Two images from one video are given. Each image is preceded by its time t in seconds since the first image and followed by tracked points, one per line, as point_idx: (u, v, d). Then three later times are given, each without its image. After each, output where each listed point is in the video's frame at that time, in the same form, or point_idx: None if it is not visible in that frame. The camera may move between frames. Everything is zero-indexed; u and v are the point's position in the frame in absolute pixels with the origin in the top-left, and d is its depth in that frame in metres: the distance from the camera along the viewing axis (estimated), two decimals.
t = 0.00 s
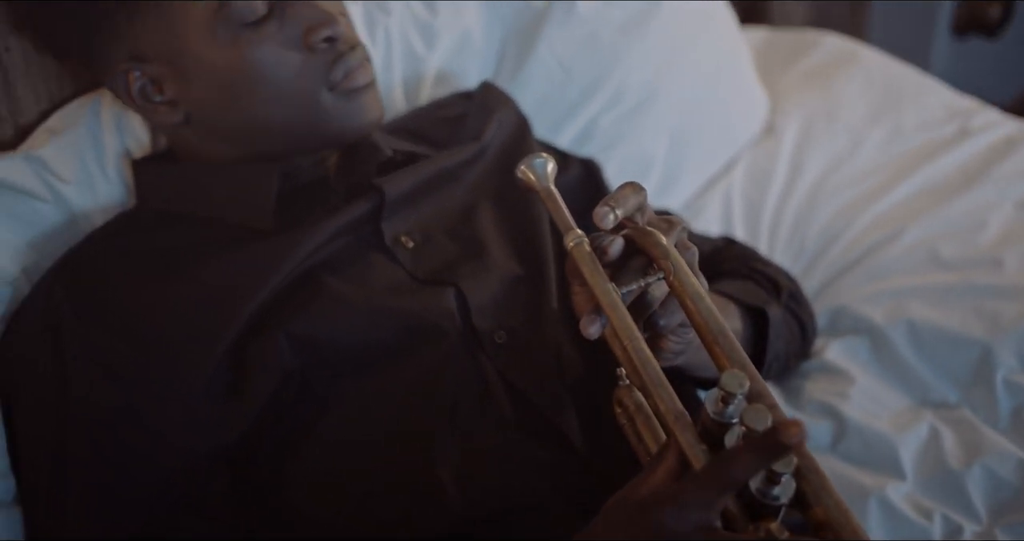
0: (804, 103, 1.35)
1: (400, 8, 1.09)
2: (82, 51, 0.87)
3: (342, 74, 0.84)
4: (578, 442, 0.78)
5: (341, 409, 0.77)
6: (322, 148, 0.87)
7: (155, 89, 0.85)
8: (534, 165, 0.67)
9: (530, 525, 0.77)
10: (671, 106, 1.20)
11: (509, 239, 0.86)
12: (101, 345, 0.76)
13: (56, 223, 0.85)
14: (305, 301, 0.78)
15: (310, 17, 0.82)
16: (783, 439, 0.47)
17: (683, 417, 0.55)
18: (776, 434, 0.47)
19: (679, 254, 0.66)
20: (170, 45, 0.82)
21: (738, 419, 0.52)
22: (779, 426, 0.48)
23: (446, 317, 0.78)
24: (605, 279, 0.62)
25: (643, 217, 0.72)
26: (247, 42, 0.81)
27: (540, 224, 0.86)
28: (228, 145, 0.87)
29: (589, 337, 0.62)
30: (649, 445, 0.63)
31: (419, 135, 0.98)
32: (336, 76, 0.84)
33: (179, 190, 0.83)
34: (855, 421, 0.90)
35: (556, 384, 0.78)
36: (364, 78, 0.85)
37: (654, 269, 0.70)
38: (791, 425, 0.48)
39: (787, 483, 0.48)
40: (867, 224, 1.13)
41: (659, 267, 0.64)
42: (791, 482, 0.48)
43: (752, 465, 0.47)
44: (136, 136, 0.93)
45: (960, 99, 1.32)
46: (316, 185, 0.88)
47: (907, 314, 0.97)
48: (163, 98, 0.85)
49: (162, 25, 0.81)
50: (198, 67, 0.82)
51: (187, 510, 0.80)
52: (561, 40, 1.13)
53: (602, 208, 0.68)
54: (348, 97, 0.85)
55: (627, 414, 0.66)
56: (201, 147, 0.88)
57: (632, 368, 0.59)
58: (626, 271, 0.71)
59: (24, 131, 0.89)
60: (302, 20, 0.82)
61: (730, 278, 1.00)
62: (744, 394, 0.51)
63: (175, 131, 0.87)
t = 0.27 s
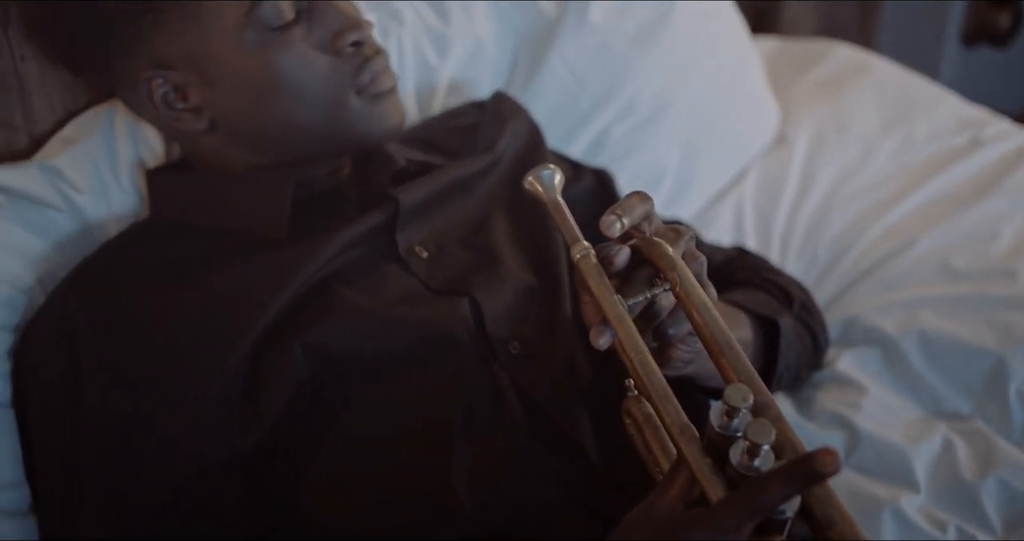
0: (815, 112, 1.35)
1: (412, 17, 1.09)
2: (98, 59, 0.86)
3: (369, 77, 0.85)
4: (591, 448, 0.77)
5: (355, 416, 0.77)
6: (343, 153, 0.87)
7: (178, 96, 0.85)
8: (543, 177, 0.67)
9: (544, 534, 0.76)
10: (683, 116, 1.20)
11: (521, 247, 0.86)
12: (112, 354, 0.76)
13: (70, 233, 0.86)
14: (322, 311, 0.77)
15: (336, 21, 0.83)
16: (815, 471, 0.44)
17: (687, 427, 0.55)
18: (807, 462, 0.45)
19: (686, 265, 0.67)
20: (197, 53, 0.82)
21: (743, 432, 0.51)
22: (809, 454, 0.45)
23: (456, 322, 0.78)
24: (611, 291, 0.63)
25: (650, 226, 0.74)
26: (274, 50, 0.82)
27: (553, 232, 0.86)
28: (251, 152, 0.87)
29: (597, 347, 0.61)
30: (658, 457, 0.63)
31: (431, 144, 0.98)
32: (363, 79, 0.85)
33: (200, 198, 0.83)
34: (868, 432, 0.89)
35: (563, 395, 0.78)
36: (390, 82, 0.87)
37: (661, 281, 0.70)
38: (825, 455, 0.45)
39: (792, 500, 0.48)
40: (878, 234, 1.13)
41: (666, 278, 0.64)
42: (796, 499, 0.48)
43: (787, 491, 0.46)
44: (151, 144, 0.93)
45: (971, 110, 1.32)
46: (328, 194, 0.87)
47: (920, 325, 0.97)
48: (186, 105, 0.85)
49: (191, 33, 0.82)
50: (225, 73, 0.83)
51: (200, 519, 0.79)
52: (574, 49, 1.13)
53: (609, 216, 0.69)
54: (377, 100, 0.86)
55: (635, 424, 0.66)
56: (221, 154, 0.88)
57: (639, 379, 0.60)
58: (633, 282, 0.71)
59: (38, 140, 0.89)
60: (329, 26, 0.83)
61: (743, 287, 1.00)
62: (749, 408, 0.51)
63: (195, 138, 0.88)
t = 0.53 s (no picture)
0: (823, 120, 1.35)
1: (420, 26, 1.09)
2: (106, 66, 0.84)
3: (384, 80, 0.86)
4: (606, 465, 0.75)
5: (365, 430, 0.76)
6: (356, 156, 0.89)
7: (193, 101, 0.85)
8: (548, 185, 0.68)
9: None
10: (690, 123, 1.20)
11: (530, 254, 0.87)
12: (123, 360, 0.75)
13: (80, 240, 0.86)
14: (331, 317, 0.78)
15: (353, 24, 0.84)
16: (831, 471, 0.42)
17: (697, 437, 0.54)
18: (822, 463, 0.43)
19: (692, 272, 0.66)
20: (216, 58, 0.82)
21: (753, 439, 0.51)
22: (825, 454, 0.43)
23: (467, 328, 0.78)
24: (619, 298, 0.63)
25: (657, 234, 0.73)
26: (290, 54, 0.82)
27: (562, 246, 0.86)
28: (269, 157, 0.88)
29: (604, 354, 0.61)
30: (667, 467, 0.62)
31: (438, 151, 0.99)
32: (379, 83, 0.86)
33: (210, 207, 0.85)
34: (877, 441, 0.89)
35: (568, 405, 0.76)
36: (402, 85, 0.88)
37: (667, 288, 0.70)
38: (841, 455, 0.42)
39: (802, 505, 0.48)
40: (886, 242, 1.12)
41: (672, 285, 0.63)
42: (806, 504, 0.48)
43: (800, 493, 0.44)
44: (160, 153, 0.93)
45: (982, 118, 1.31)
46: (337, 202, 0.88)
47: (928, 333, 0.97)
48: (202, 110, 0.85)
49: (209, 38, 0.81)
50: (244, 76, 0.82)
51: None
52: (582, 57, 1.12)
53: (617, 224, 0.67)
54: (390, 103, 0.87)
55: (643, 432, 0.66)
56: (235, 159, 0.88)
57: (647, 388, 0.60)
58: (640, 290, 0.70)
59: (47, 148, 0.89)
60: (347, 29, 0.84)
61: (751, 296, 0.99)
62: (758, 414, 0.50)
63: (210, 143, 0.88)
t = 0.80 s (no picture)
0: (829, 126, 1.35)
1: (427, 32, 1.09)
2: (120, 73, 0.84)
3: (398, 83, 0.85)
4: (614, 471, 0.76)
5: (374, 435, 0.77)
6: (369, 159, 0.87)
7: (207, 105, 0.84)
8: (556, 191, 0.69)
9: None
10: (697, 129, 1.20)
11: (541, 258, 0.87)
12: (133, 366, 0.75)
13: (89, 245, 0.86)
14: (340, 324, 0.78)
15: (366, 28, 0.83)
16: (844, 475, 0.43)
17: (706, 442, 0.54)
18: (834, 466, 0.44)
19: (700, 277, 0.66)
20: (232, 61, 0.81)
21: (762, 446, 0.51)
22: (838, 459, 0.44)
23: (475, 334, 0.78)
24: (627, 303, 0.63)
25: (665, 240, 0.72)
26: (305, 59, 0.81)
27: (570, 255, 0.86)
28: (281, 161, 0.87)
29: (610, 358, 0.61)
30: (674, 471, 0.62)
31: (446, 156, 0.99)
32: (393, 85, 0.85)
33: (221, 211, 0.85)
34: (885, 447, 0.89)
35: (576, 410, 0.77)
36: (416, 89, 0.87)
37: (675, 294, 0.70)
38: (852, 460, 0.43)
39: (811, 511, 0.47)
40: (893, 248, 1.12)
41: (681, 290, 0.63)
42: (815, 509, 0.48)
43: (812, 497, 0.44)
44: (167, 158, 0.94)
45: (988, 124, 1.31)
46: (345, 208, 0.87)
47: (936, 339, 0.97)
48: (216, 115, 0.85)
49: (225, 42, 0.80)
50: (259, 80, 0.81)
51: None
52: (589, 63, 1.12)
53: (626, 228, 0.67)
54: (404, 106, 0.86)
55: (651, 437, 0.66)
56: (247, 163, 0.87)
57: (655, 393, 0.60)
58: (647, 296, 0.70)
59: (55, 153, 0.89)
60: (360, 33, 0.83)
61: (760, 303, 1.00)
62: (768, 420, 0.50)
63: (222, 148, 0.87)
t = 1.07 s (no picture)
0: (838, 137, 1.35)
1: (438, 42, 1.09)
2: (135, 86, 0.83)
3: (414, 91, 0.84)
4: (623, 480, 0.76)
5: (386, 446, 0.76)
6: (384, 168, 0.86)
7: (223, 115, 0.83)
8: (564, 199, 0.69)
9: None
10: (706, 140, 1.19)
11: (554, 268, 0.87)
12: (148, 378, 0.75)
13: (99, 255, 0.86)
14: (352, 335, 0.77)
15: (383, 35, 0.82)
16: (857, 492, 0.41)
17: (716, 453, 0.55)
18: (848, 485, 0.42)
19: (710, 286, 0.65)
20: (252, 68, 0.79)
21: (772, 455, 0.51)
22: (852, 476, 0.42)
23: (486, 347, 0.78)
24: (636, 312, 0.63)
25: (673, 247, 0.71)
26: (321, 68, 0.80)
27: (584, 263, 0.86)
28: (296, 169, 0.86)
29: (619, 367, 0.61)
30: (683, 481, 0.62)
31: (456, 167, 0.98)
32: (409, 92, 0.84)
33: (233, 221, 0.84)
34: (896, 460, 0.89)
35: (584, 422, 0.76)
36: (431, 96, 0.86)
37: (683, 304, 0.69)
38: (866, 477, 0.41)
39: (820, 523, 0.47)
40: (903, 260, 1.12)
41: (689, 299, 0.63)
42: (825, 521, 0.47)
43: (823, 514, 0.43)
44: (179, 169, 0.93)
45: (997, 135, 1.30)
46: (357, 220, 0.88)
47: (946, 351, 0.96)
48: (233, 124, 0.83)
49: (243, 49, 0.78)
50: (279, 89, 0.80)
51: None
52: (599, 73, 1.12)
53: (636, 236, 0.66)
54: (419, 113, 0.85)
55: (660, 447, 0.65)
56: (260, 172, 0.86)
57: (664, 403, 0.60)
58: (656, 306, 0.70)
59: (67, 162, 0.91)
60: (376, 40, 0.82)
61: (769, 314, 0.99)
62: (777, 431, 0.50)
63: (237, 158, 0.86)
